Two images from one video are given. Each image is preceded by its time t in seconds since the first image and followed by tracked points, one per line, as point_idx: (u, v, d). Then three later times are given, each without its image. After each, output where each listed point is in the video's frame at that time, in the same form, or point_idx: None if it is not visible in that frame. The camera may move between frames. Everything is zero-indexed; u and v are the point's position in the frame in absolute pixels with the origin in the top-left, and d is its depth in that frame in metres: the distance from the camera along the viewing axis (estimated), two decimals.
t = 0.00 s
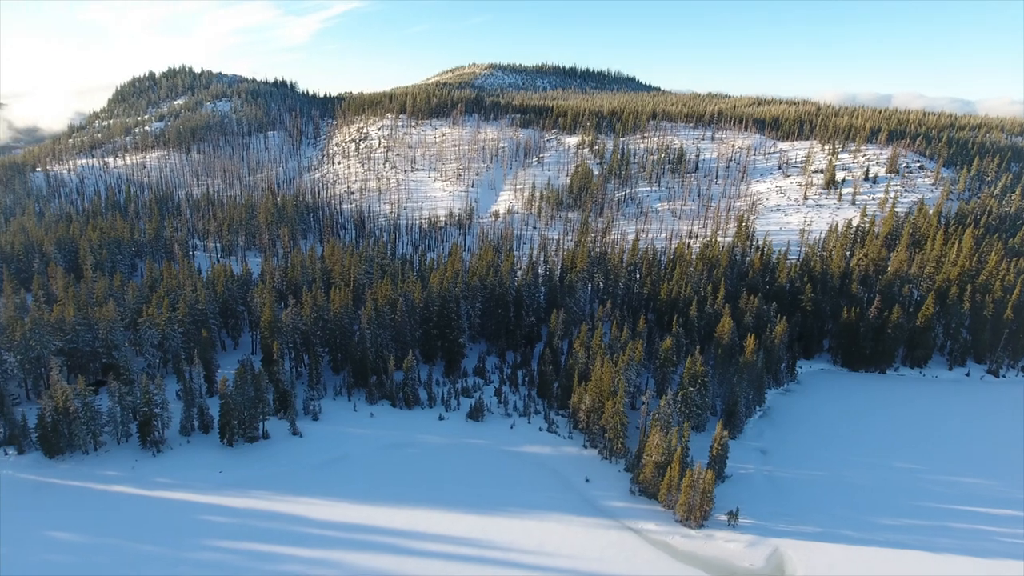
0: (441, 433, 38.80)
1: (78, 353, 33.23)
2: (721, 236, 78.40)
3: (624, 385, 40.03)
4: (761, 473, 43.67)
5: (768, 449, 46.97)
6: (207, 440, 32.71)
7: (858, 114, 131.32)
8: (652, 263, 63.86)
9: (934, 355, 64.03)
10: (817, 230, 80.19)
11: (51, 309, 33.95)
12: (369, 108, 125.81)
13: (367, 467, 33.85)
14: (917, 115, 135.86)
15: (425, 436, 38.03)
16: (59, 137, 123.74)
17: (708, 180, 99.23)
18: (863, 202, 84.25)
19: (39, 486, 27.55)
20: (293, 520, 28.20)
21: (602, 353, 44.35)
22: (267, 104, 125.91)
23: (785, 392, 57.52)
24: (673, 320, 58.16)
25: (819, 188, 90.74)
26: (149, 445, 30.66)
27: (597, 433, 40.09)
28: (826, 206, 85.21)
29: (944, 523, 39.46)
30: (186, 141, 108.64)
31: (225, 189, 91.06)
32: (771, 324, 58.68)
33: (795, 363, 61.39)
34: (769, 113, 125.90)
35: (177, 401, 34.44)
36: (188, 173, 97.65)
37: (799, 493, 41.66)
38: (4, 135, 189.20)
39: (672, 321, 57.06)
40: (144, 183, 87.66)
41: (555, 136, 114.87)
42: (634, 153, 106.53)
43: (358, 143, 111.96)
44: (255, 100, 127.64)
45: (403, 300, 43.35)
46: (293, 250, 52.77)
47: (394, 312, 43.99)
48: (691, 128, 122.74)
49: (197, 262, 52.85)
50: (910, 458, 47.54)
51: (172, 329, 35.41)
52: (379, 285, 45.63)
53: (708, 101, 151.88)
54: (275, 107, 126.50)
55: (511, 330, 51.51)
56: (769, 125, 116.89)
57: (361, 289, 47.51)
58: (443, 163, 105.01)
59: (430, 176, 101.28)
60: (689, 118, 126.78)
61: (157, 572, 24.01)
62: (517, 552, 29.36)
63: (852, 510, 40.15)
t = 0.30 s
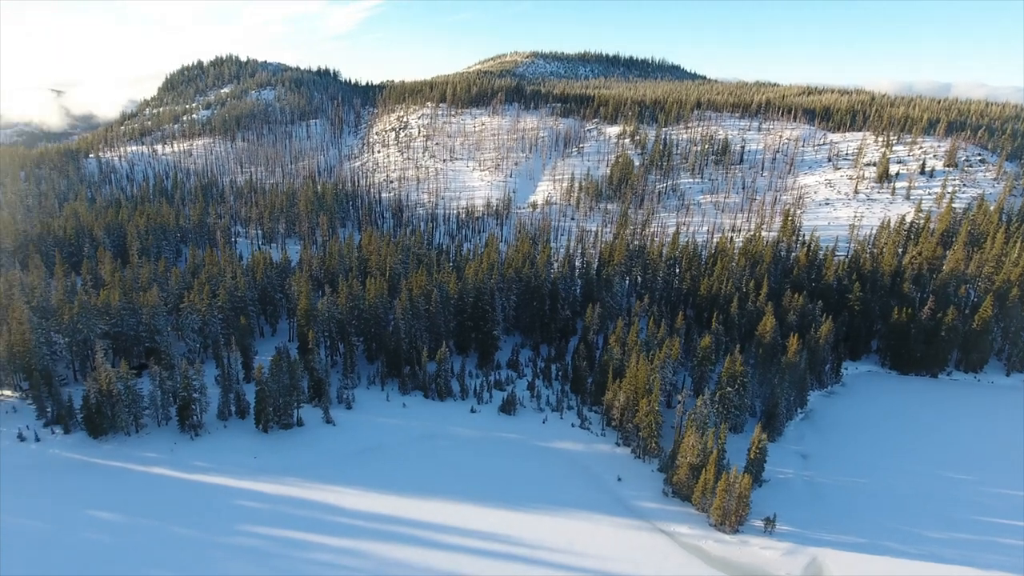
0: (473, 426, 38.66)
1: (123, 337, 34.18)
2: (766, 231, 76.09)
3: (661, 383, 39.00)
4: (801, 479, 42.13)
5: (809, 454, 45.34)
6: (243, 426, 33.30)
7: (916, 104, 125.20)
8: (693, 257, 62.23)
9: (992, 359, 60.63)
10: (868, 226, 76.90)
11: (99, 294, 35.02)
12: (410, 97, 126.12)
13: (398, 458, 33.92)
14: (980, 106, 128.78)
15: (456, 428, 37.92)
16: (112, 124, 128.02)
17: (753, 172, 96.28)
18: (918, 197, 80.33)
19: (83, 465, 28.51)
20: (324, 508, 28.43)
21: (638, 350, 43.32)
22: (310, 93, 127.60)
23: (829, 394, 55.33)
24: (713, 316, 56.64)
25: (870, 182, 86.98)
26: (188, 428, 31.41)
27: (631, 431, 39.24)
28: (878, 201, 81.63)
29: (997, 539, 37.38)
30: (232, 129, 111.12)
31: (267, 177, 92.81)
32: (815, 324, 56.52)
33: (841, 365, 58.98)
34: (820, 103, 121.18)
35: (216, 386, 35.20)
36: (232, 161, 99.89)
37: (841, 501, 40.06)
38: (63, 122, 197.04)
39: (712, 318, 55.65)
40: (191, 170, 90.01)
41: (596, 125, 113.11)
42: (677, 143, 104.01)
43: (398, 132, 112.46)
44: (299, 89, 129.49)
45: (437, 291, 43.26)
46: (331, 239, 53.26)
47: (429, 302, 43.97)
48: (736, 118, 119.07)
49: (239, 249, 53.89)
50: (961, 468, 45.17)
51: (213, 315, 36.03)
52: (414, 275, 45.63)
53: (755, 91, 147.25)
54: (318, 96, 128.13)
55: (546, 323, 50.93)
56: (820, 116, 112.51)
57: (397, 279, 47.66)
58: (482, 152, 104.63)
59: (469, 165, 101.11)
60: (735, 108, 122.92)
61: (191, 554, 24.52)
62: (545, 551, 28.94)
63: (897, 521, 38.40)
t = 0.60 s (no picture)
0: (503, 420, 38.38)
1: (164, 322, 34.89)
2: (811, 227, 73.49)
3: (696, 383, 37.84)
4: (842, 487, 40.57)
5: (851, 461, 43.62)
6: (276, 413, 33.77)
7: (977, 94, 118.68)
8: (734, 252, 60.44)
9: None
10: (920, 223, 73.43)
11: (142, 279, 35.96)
12: (449, 85, 125.95)
13: (427, 450, 33.90)
14: None
15: (486, 422, 37.71)
16: (161, 112, 131.74)
17: (799, 165, 93.01)
18: (977, 193, 76.23)
19: (123, 447, 29.35)
20: (352, 498, 28.61)
21: (673, 348, 42.20)
22: (351, 82, 128.72)
23: (874, 398, 53.09)
24: (753, 315, 54.98)
25: (925, 176, 82.96)
26: (224, 414, 32.00)
27: (664, 431, 38.28)
28: (933, 196, 77.84)
29: None
30: (275, 117, 113.01)
31: (308, 165, 94.11)
32: (862, 325, 54.22)
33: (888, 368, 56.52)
34: (873, 93, 116.06)
35: (251, 372, 35.81)
36: (274, 149, 101.63)
37: (884, 512, 38.43)
38: (116, 109, 203.83)
39: (751, 316, 54.06)
40: (234, 157, 91.96)
41: (636, 115, 110.92)
42: (720, 134, 101.14)
43: (437, 121, 112.50)
44: (340, 78, 130.72)
45: (471, 282, 42.99)
46: (367, 228, 53.57)
47: (462, 294, 43.77)
48: (783, 108, 115.05)
49: (278, 236, 54.72)
50: (1016, 482, 42.78)
51: (250, 303, 36.57)
52: (449, 267, 45.43)
53: (804, 80, 142.01)
54: (359, 84, 129.12)
55: (580, 317, 50.17)
56: (872, 107, 107.79)
57: (431, 269, 47.61)
58: (520, 142, 103.86)
59: (506, 155, 100.53)
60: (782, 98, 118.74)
61: (222, 539, 24.95)
62: (572, 550, 28.50)
63: (944, 536, 36.60)
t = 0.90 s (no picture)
0: (531, 415, 38.03)
1: (200, 308, 35.55)
2: (856, 223, 70.70)
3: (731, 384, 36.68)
4: (882, 495, 39.03)
5: (892, 469, 41.94)
6: (307, 401, 34.12)
7: None
8: (774, 248, 58.51)
9: None
10: (975, 220, 69.92)
11: (181, 265, 36.72)
12: (486, 74, 125.17)
13: (454, 444, 33.82)
14: None
15: (514, 416, 37.43)
16: (205, 99, 134.63)
17: (846, 158, 89.58)
18: None
19: (160, 431, 30.09)
20: (380, 490, 28.71)
21: (708, 346, 41.05)
22: (388, 70, 129.11)
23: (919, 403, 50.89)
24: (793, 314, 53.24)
25: (981, 171, 78.87)
26: (256, 401, 32.47)
27: (696, 431, 37.33)
28: (989, 193, 73.99)
29: None
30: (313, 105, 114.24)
31: (345, 154, 94.94)
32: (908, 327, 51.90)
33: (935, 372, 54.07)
34: (927, 83, 110.77)
35: (283, 360, 36.27)
36: (312, 137, 102.84)
37: (926, 524, 36.83)
38: (163, 97, 209.32)
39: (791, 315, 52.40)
40: (273, 145, 93.37)
41: (676, 105, 108.37)
42: (763, 126, 98.05)
43: (473, 110, 112.04)
44: (378, 66, 131.24)
45: (502, 275, 42.57)
46: (401, 218, 53.64)
47: (494, 286, 43.43)
48: (831, 98, 110.78)
49: (313, 225, 55.26)
50: None
51: (283, 291, 37.00)
52: (481, 259, 45.12)
53: (854, 69, 136.61)
54: (396, 73, 129.46)
55: (613, 312, 49.35)
56: (926, 98, 102.90)
57: (463, 261, 47.43)
58: (556, 132, 102.68)
59: (542, 145, 99.59)
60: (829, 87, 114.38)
61: (251, 525, 25.33)
62: (598, 551, 28.06)
63: (991, 551, 34.87)
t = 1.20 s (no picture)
0: (560, 411, 37.61)
1: (234, 295, 36.10)
2: (903, 220, 67.80)
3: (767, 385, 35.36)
4: (924, 507, 37.44)
5: (934, 478, 40.23)
6: (336, 390, 34.35)
7: None
8: (816, 244, 56.47)
9: None
10: None
11: (216, 252, 37.32)
12: (522, 62, 123.96)
13: (481, 438, 33.67)
14: None
15: (542, 411, 37.09)
16: (246, 87, 136.95)
17: (894, 151, 85.95)
18: None
19: (193, 415, 30.70)
20: (405, 482, 28.73)
21: (743, 346, 39.80)
22: (425, 58, 128.99)
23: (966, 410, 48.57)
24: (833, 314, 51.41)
25: None
26: (286, 388, 32.81)
27: (729, 433, 36.21)
28: None
29: None
30: (350, 94, 115.03)
31: (380, 142, 95.41)
32: (957, 330, 49.50)
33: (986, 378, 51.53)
34: (985, 72, 105.18)
35: (314, 348, 36.60)
36: (348, 125, 103.65)
37: (970, 538, 35.21)
38: (206, 83, 214.20)
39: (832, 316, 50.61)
40: (310, 134, 94.43)
41: (717, 95, 105.53)
42: (807, 117, 94.73)
43: (509, 99, 111.19)
44: (415, 54, 131.26)
45: (534, 268, 42.04)
46: (433, 208, 53.54)
47: (524, 279, 42.96)
48: (881, 88, 106.17)
49: (346, 213, 55.62)
50: None
51: (315, 280, 37.33)
52: (512, 251, 44.69)
53: (906, 58, 130.89)
54: (433, 61, 129.28)
55: (646, 308, 48.46)
56: (983, 89, 97.77)
57: (495, 253, 47.10)
58: (591, 122, 101.19)
59: (577, 135, 98.29)
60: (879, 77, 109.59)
61: (279, 513, 25.61)
62: (624, 553, 27.54)
63: None
